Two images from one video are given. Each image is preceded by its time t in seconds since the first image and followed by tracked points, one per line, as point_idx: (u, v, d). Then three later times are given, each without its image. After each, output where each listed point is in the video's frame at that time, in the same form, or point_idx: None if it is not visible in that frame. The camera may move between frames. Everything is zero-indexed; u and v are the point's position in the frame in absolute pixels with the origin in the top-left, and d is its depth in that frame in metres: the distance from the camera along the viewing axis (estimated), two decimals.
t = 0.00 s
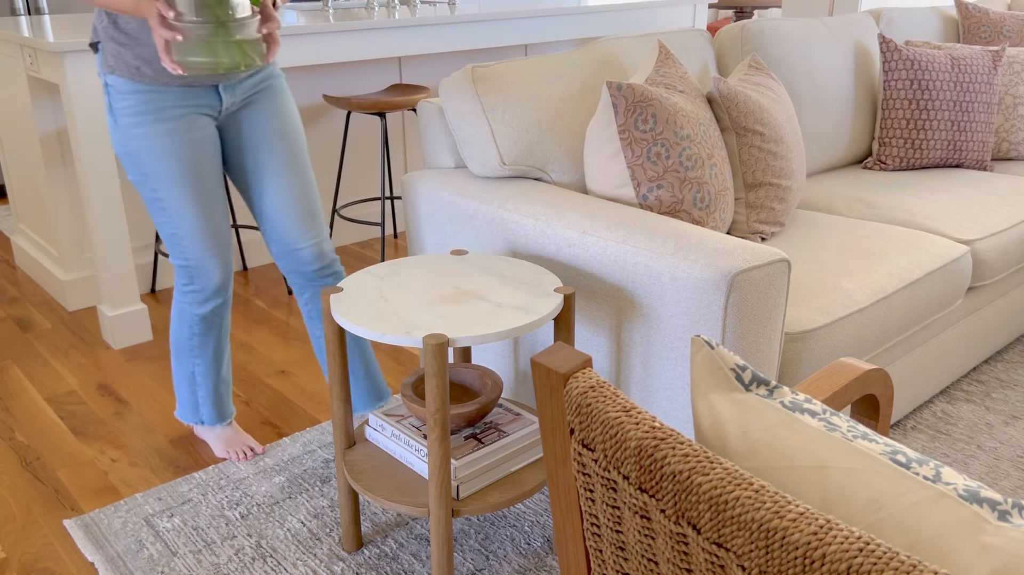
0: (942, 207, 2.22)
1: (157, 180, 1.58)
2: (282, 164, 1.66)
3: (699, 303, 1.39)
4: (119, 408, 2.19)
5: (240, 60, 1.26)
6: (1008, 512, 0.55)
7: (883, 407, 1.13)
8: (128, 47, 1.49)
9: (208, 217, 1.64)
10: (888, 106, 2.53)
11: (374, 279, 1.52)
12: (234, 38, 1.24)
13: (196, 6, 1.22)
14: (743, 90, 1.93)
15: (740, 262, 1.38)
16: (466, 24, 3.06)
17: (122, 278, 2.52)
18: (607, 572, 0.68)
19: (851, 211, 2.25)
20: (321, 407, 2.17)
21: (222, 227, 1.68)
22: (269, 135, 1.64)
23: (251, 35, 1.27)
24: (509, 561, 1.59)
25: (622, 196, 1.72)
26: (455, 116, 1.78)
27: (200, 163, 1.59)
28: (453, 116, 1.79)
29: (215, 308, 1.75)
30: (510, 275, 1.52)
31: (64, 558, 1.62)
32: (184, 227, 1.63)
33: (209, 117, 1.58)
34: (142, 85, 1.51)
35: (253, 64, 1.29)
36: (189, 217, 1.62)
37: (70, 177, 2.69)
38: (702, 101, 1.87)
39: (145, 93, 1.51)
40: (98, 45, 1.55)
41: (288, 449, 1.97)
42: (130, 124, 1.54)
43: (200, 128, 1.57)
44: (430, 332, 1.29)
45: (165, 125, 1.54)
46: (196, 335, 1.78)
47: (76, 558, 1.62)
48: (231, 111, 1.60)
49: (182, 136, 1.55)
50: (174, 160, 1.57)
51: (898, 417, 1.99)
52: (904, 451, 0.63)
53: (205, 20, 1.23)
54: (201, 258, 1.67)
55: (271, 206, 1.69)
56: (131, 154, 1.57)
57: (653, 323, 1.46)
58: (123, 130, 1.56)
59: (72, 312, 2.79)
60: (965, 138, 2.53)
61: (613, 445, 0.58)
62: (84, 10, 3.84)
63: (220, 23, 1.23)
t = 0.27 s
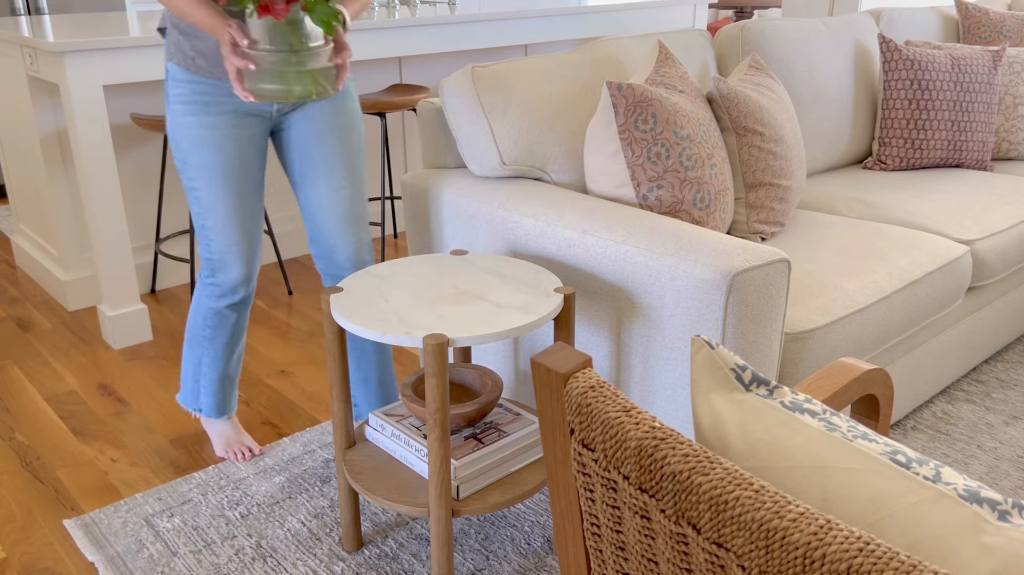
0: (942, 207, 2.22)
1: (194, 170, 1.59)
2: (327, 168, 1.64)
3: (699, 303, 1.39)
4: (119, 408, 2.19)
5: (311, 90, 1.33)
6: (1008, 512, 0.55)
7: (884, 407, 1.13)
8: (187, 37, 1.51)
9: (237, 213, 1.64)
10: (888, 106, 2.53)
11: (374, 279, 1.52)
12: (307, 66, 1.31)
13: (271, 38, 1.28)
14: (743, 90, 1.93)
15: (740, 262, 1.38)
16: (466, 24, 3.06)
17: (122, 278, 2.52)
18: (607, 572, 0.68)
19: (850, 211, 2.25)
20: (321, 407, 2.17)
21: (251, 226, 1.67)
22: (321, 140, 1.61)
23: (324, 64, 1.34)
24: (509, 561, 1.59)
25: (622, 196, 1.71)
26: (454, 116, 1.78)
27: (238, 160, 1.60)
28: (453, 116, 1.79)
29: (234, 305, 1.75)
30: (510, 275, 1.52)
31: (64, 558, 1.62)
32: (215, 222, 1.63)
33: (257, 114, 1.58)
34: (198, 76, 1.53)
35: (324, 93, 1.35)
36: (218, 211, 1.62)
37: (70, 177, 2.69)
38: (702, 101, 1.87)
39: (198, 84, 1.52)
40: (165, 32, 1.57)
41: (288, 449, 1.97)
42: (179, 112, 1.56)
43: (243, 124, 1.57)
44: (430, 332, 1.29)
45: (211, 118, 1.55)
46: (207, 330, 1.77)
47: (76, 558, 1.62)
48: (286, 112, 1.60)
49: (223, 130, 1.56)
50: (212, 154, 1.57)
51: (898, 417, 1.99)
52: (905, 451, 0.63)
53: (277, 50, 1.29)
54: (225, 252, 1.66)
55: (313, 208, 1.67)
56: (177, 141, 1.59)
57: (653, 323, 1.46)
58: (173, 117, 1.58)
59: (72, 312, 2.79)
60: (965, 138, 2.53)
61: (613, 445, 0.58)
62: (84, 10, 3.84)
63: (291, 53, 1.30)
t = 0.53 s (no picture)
0: (942, 207, 2.22)
1: (218, 153, 1.67)
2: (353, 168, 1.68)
3: (699, 303, 1.39)
4: (119, 408, 2.19)
5: (386, 140, 1.33)
6: (1008, 512, 0.55)
7: (884, 407, 1.13)
8: (233, 28, 1.59)
9: (256, 202, 1.71)
10: (888, 106, 2.53)
11: (374, 279, 1.52)
12: (383, 119, 1.30)
13: (349, 93, 1.28)
14: (743, 90, 1.93)
15: (740, 262, 1.38)
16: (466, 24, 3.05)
17: (122, 278, 2.52)
18: (607, 572, 0.68)
19: (850, 211, 2.25)
20: (321, 407, 2.17)
21: (268, 214, 1.74)
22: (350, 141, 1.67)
23: (399, 115, 1.33)
24: (509, 561, 1.59)
25: (621, 196, 1.71)
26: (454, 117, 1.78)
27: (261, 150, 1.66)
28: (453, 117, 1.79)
29: (236, 290, 1.82)
30: (510, 275, 1.52)
31: (64, 558, 1.62)
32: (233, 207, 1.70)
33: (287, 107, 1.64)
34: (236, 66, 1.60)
35: (400, 144, 1.35)
36: (236, 198, 1.69)
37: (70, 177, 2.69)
38: (702, 101, 1.87)
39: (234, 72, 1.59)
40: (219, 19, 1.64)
41: (288, 449, 1.97)
42: (214, 98, 1.64)
43: (270, 115, 1.64)
44: (430, 332, 1.29)
45: (239, 106, 1.62)
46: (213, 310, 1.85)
47: (76, 558, 1.62)
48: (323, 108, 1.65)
49: (249, 119, 1.63)
50: (234, 141, 1.64)
51: (898, 417, 1.99)
52: (905, 451, 0.63)
53: (355, 105, 1.29)
54: (238, 237, 1.73)
55: (339, 204, 1.73)
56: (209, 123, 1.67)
57: (653, 323, 1.46)
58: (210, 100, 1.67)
59: (72, 312, 2.79)
60: (965, 138, 2.53)
61: (613, 445, 0.58)
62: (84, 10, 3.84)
63: (367, 107, 1.29)
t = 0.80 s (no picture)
0: (942, 207, 2.22)
1: (230, 148, 1.67)
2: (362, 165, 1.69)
3: (699, 303, 1.39)
4: (119, 408, 2.19)
5: (449, 211, 1.33)
6: (1008, 512, 0.55)
7: (884, 407, 1.13)
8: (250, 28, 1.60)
9: (266, 196, 1.70)
10: (888, 106, 2.53)
11: (374, 279, 1.52)
12: (447, 193, 1.31)
13: (414, 167, 1.29)
14: (743, 90, 1.93)
15: (740, 262, 1.38)
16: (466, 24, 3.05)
17: (122, 278, 2.52)
18: (608, 571, 0.68)
19: (851, 211, 2.25)
20: (321, 407, 2.17)
21: (280, 210, 1.75)
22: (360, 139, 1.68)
23: (460, 187, 1.34)
24: (509, 561, 1.59)
25: (621, 197, 1.71)
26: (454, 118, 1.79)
27: (272, 147, 1.66)
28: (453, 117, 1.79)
29: (243, 282, 1.81)
30: (510, 275, 1.52)
31: (64, 558, 1.62)
32: (242, 202, 1.70)
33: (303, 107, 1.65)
34: (253, 65, 1.60)
35: (461, 214, 1.35)
36: (245, 192, 1.69)
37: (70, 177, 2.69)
38: (702, 101, 1.87)
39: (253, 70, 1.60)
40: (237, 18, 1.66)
41: (288, 449, 1.97)
42: (230, 94, 1.64)
43: (282, 113, 1.64)
44: (430, 332, 1.29)
45: (254, 103, 1.62)
46: (218, 300, 1.85)
47: (76, 558, 1.62)
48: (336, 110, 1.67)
49: (264, 117, 1.63)
50: (247, 137, 1.65)
51: (898, 417, 1.99)
52: (905, 451, 0.63)
53: (420, 180, 1.29)
54: (246, 231, 1.73)
55: (348, 202, 1.73)
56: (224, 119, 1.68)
57: (653, 323, 1.46)
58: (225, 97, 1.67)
59: (72, 312, 2.79)
60: (965, 138, 2.53)
61: (613, 445, 0.58)
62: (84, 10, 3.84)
63: (431, 180, 1.30)
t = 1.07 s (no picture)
0: (942, 207, 2.22)
1: (238, 147, 1.68)
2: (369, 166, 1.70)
3: (699, 303, 1.39)
4: (119, 408, 2.19)
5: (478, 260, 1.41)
6: (1008, 512, 0.55)
7: (884, 407, 1.13)
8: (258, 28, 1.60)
9: (274, 195, 1.70)
10: (888, 106, 2.53)
11: (374, 279, 1.52)
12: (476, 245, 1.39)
13: (444, 223, 1.36)
14: (743, 90, 1.93)
15: (740, 262, 1.38)
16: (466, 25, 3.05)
17: (122, 278, 2.52)
18: (607, 572, 0.68)
19: (850, 211, 2.25)
20: (321, 407, 2.17)
21: (286, 209, 1.75)
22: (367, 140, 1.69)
23: (489, 238, 1.42)
24: (509, 561, 1.59)
25: (621, 197, 1.71)
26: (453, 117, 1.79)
27: (280, 146, 1.67)
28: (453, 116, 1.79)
29: (247, 281, 1.82)
30: (510, 275, 1.52)
31: (64, 558, 1.62)
32: (249, 202, 1.70)
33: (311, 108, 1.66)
34: (263, 66, 1.61)
35: (490, 264, 1.44)
36: (252, 191, 1.69)
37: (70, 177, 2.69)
38: (702, 101, 1.87)
39: (260, 70, 1.61)
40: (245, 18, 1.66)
41: (288, 449, 1.97)
42: (239, 94, 1.65)
43: (291, 113, 1.64)
44: (431, 332, 1.29)
45: (264, 103, 1.63)
46: (223, 298, 1.84)
47: (76, 558, 1.62)
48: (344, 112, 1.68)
49: (272, 117, 1.64)
50: (255, 137, 1.65)
51: (898, 417, 1.99)
52: (904, 451, 0.63)
53: (450, 233, 1.37)
54: (253, 230, 1.73)
55: (355, 202, 1.74)
56: (231, 118, 1.68)
57: (653, 322, 1.46)
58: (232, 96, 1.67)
59: (72, 312, 2.79)
60: (965, 138, 2.53)
61: (613, 444, 0.58)
62: (84, 10, 3.84)
63: (463, 234, 1.37)
